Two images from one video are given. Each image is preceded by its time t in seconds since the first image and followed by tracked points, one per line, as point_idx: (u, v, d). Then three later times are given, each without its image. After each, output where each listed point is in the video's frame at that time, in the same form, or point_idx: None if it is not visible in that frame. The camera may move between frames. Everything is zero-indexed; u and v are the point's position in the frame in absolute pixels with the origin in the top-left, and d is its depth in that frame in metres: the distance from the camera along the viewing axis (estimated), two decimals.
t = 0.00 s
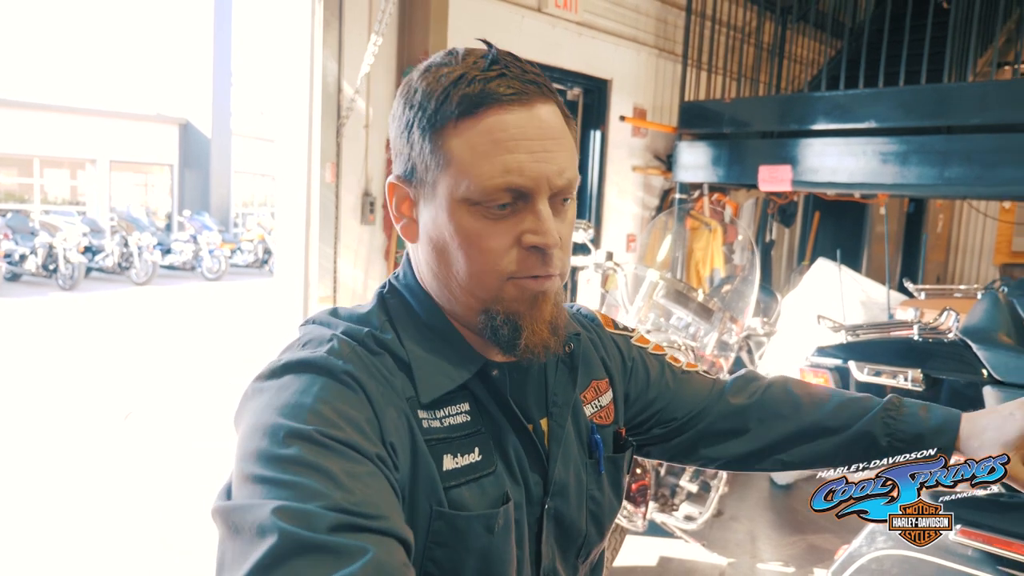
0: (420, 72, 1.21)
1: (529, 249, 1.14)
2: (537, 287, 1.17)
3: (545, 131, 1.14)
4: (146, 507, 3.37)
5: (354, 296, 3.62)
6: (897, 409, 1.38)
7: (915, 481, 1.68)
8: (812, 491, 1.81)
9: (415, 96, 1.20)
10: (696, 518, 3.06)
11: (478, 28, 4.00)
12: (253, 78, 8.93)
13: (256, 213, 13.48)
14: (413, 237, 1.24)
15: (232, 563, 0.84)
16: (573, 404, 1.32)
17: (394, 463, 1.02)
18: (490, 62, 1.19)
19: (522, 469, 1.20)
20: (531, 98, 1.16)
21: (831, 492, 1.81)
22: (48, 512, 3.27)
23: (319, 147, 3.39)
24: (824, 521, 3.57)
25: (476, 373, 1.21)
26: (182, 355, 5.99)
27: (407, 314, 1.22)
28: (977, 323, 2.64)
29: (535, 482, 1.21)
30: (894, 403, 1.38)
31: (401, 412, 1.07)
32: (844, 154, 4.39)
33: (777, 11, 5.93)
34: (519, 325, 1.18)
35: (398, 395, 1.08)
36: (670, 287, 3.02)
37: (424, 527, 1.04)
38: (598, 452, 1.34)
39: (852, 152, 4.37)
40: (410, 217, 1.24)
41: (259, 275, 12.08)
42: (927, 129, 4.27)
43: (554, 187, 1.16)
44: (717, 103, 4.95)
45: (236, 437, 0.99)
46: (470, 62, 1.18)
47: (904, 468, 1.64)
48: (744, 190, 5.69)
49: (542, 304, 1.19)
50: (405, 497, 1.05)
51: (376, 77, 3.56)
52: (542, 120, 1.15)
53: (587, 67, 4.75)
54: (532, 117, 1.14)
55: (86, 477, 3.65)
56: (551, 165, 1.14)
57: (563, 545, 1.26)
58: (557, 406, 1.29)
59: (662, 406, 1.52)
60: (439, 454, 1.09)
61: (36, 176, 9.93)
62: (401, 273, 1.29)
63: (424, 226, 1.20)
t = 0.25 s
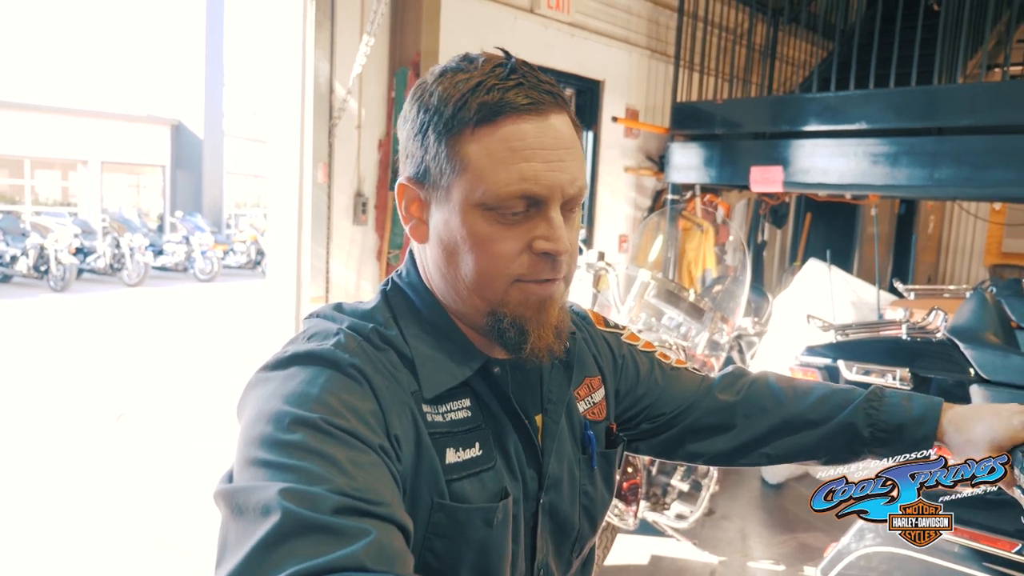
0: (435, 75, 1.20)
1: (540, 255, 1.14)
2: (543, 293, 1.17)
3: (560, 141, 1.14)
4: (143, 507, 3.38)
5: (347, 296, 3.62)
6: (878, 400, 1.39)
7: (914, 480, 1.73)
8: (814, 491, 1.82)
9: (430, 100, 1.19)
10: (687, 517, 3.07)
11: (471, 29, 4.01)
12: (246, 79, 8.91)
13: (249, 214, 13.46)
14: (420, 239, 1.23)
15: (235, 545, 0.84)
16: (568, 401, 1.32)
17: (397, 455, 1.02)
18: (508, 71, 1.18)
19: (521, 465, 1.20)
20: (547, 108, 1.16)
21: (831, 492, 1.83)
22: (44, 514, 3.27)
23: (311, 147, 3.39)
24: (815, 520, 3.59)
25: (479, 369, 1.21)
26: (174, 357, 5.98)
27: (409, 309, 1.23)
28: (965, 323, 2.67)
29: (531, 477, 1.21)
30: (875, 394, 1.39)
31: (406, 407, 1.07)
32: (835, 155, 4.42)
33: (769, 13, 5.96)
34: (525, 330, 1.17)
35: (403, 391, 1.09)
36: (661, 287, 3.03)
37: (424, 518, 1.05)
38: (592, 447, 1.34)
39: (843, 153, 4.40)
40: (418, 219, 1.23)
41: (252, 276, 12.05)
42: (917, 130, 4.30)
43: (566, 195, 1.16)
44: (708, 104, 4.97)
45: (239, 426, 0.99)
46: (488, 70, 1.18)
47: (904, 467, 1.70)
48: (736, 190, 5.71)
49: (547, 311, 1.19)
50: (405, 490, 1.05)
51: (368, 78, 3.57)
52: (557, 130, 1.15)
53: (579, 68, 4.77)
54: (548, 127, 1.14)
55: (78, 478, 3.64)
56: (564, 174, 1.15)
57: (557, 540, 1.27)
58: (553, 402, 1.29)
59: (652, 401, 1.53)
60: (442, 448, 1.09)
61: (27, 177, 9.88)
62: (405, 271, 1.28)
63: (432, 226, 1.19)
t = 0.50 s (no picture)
0: (468, 72, 1.19)
1: (563, 256, 1.15)
2: (558, 293, 1.19)
3: (589, 147, 1.15)
4: (142, 506, 3.38)
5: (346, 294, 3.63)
6: (869, 407, 1.40)
7: (916, 479, 1.66)
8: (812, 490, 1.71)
9: (462, 96, 1.18)
10: (685, 514, 3.07)
11: (469, 27, 4.00)
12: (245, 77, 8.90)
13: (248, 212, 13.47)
14: (440, 234, 1.22)
15: (237, 537, 0.85)
16: (572, 402, 1.32)
17: (404, 452, 1.03)
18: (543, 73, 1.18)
19: (525, 464, 1.20)
20: (578, 113, 1.16)
21: (831, 492, 1.73)
22: (43, 513, 3.26)
23: (310, 145, 3.40)
24: (813, 516, 3.60)
25: (488, 367, 1.20)
26: (174, 355, 5.99)
27: (419, 303, 1.22)
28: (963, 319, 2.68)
29: (534, 476, 1.21)
30: (867, 402, 1.41)
31: (415, 404, 1.08)
32: (834, 151, 4.42)
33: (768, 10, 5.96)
34: (541, 331, 1.18)
35: (412, 389, 1.09)
36: (660, 284, 3.04)
37: (429, 514, 1.06)
38: (592, 449, 1.35)
39: (841, 150, 4.40)
40: (441, 214, 1.21)
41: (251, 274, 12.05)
42: (916, 127, 4.30)
43: (592, 200, 1.17)
44: (707, 101, 4.97)
45: (248, 417, 0.99)
46: (523, 71, 1.17)
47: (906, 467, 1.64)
48: (735, 188, 5.72)
49: (561, 311, 1.21)
50: (413, 487, 1.05)
51: (366, 76, 3.57)
52: (587, 135, 1.15)
53: (578, 66, 4.77)
54: (579, 133, 1.14)
55: (78, 476, 3.65)
56: (592, 179, 1.15)
57: (558, 540, 1.28)
58: (557, 402, 1.29)
59: (652, 407, 1.53)
60: (448, 445, 1.10)
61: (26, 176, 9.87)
62: (417, 266, 1.28)
63: (455, 223, 1.19)
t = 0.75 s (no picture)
0: (451, 78, 1.17)
1: (540, 268, 1.13)
2: (538, 304, 1.15)
3: (568, 157, 1.11)
4: (141, 506, 3.37)
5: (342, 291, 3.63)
6: (857, 386, 1.41)
7: (914, 480, 1.90)
8: (814, 491, 1.93)
9: (442, 103, 1.15)
10: (681, 510, 3.08)
11: (465, 25, 4.00)
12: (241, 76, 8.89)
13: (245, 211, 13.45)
14: (428, 238, 1.22)
15: (230, 520, 0.85)
16: (565, 399, 1.32)
17: (398, 442, 1.03)
18: (523, 81, 1.14)
19: (517, 458, 1.20)
20: (559, 124, 1.12)
21: (831, 492, 1.94)
22: (38, 512, 3.25)
23: (305, 142, 3.39)
24: (810, 513, 3.60)
25: (478, 363, 1.20)
26: (170, 353, 5.98)
27: (412, 298, 1.23)
28: (957, 315, 2.68)
29: (526, 470, 1.22)
30: (854, 384, 1.41)
31: (409, 397, 1.08)
32: (830, 149, 4.44)
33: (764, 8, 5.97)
34: (522, 337, 1.17)
35: (407, 381, 1.09)
36: (655, 282, 3.03)
37: (422, 505, 1.06)
38: (586, 444, 1.36)
39: (838, 147, 4.42)
40: (427, 218, 1.21)
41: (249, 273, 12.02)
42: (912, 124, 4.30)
43: (571, 210, 1.13)
44: (704, 99, 4.97)
45: (243, 405, 0.99)
46: (502, 77, 1.14)
47: (906, 467, 1.88)
48: (732, 185, 5.72)
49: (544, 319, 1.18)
50: (406, 478, 1.06)
51: (362, 73, 3.57)
52: (567, 146, 1.12)
53: (574, 63, 4.77)
54: (556, 144, 1.10)
55: (74, 475, 3.64)
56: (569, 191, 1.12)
57: (548, 534, 1.28)
58: (550, 398, 1.29)
59: (647, 396, 1.53)
60: (442, 437, 1.10)
61: (22, 174, 9.85)
62: (410, 262, 1.28)
63: (437, 229, 1.18)
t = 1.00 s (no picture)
0: (460, 73, 1.16)
1: (529, 273, 1.11)
2: (527, 308, 1.15)
3: (568, 164, 1.10)
4: (140, 505, 3.35)
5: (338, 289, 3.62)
6: (853, 389, 1.40)
7: (915, 480, 1.87)
8: (813, 491, 1.92)
9: (449, 97, 1.15)
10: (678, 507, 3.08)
11: (460, 22, 3.99)
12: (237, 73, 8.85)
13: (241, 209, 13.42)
14: (427, 230, 1.22)
15: (223, 520, 0.84)
16: (563, 399, 1.32)
17: (393, 442, 1.03)
18: (528, 83, 1.13)
19: (513, 458, 1.20)
20: (562, 129, 1.11)
21: (831, 492, 1.93)
22: (33, 511, 3.24)
23: (301, 140, 3.38)
24: (806, 510, 3.61)
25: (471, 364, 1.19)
26: (166, 351, 5.97)
27: (408, 296, 1.22)
28: (953, 312, 2.71)
29: (523, 471, 1.21)
30: (850, 385, 1.41)
31: (404, 396, 1.07)
32: (826, 146, 4.44)
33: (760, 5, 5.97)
34: (506, 342, 1.16)
35: (403, 381, 1.09)
36: (651, 279, 3.06)
37: (417, 506, 1.05)
38: (585, 445, 1.35)
39: (833, 144, 4.42)
40: (426, 209, 1.22)
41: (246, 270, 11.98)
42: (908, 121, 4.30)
43: (565, 217, 1.12)
44: (700, 96, 4.97)
45: (237, 402, 0.99)
46: (509, 79, 1.13)
47: (905, 466, 1.86)
48: (728, 183, 5.73)
49: (530, 324, 1.17)
50: (401, 478, 1.05)
51: (358, 70, 3.56)
52: (567, 151, 1.10)
53: (570, 60, 4.76)
54: (556, 150, 1.09)
55: (70, 474, 3.63)
56: (565, 198, 1.10)
57: (544, 534, 1.28)
58: (548, 398, 1.29)
59: (646, 398, 1.53)
60: (439, 437, 1.10)
61: (16, 172, 9.80)
62: (407, 259, 1.27)
63: (434, 223, 1.18)
